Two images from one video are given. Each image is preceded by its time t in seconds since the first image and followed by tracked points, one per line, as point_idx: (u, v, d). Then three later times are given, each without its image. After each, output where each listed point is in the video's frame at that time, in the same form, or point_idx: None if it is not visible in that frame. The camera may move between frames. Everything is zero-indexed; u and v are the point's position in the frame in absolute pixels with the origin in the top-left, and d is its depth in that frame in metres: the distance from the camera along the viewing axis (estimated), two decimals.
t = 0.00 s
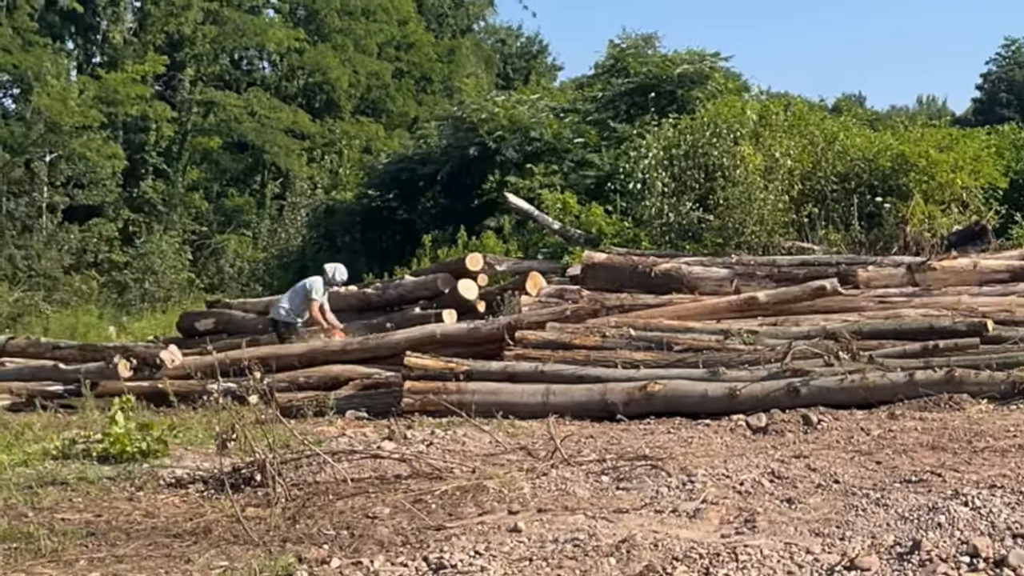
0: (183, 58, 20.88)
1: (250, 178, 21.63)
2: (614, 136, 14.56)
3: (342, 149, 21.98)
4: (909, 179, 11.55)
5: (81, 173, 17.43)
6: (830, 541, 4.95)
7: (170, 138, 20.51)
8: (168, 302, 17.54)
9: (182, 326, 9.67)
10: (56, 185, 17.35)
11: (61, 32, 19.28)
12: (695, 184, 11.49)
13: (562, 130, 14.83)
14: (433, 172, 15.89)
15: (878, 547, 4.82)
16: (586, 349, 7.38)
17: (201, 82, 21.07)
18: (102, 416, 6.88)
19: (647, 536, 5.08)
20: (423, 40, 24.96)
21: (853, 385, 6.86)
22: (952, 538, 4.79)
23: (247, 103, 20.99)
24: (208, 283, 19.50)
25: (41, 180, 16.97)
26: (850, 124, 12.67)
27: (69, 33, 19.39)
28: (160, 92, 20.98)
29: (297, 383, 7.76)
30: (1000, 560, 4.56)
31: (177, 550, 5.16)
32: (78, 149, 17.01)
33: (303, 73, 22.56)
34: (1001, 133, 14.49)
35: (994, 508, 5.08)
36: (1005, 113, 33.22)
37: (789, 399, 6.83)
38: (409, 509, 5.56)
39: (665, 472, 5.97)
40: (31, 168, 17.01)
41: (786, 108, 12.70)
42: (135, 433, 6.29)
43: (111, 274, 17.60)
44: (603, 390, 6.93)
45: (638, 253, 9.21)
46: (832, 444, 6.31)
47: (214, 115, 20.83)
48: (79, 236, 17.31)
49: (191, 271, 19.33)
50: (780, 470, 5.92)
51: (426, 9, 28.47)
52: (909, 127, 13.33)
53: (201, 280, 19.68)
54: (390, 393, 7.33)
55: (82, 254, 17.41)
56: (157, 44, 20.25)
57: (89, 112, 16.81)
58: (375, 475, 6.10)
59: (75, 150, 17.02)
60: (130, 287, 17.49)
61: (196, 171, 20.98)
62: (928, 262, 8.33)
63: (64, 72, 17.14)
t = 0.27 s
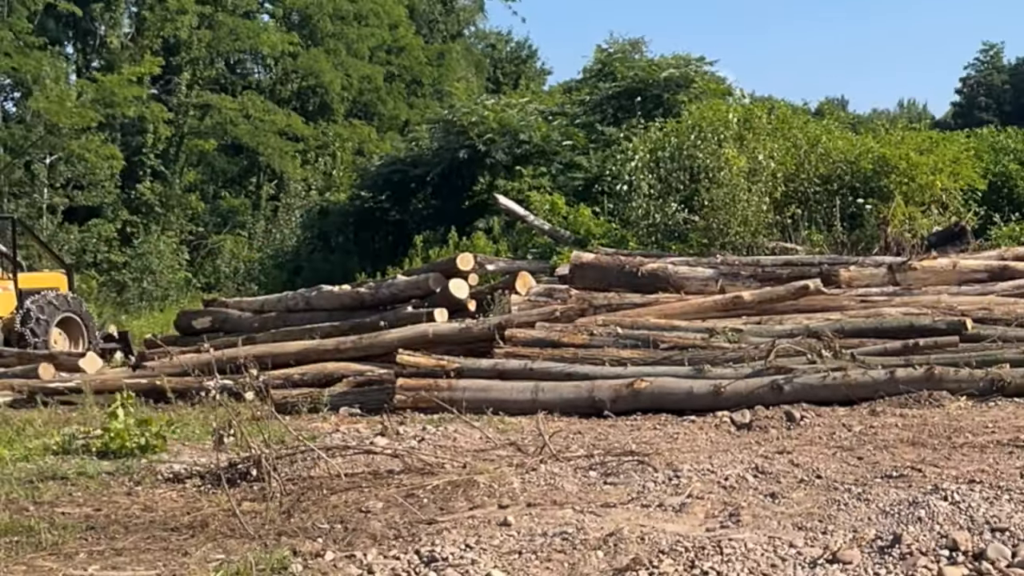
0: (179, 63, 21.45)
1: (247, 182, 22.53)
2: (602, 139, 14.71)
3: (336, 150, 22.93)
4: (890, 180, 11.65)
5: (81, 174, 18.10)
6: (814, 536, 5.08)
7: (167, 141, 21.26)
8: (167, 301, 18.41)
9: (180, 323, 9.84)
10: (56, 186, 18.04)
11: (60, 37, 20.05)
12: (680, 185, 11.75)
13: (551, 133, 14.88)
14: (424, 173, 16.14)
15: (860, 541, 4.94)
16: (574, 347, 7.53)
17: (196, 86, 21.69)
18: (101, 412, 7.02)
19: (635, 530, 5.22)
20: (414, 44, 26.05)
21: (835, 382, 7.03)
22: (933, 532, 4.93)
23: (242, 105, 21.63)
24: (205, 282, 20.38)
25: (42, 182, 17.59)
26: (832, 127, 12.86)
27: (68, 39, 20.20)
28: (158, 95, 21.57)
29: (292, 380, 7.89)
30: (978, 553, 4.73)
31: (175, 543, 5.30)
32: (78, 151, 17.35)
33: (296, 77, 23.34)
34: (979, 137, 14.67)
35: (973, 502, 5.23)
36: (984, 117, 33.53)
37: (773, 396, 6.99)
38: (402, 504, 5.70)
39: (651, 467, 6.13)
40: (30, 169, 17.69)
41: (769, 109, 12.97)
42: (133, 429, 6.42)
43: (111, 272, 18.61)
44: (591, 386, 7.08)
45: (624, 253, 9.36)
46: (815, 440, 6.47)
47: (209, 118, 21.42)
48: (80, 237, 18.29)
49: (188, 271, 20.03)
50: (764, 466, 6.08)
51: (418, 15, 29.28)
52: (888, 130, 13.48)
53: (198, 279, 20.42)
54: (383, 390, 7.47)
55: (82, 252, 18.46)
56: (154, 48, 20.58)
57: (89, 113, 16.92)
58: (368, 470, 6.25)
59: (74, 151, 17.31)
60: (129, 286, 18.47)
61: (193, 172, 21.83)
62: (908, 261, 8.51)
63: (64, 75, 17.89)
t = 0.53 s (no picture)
0: (178, 66, 21.72)
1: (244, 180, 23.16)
2: (593, 139, 14.85)
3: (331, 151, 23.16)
4: (873, 181, 11.82)
5: (80, 175, 18.40)
6: (797, 528, 5.19)
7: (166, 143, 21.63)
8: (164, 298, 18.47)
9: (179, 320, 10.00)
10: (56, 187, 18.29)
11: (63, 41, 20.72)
12: (668, 185, 11.92)
13: (542, 135, 14.97)
14: (417, 174, 16.29)
15: (842, 533, 5.05)
16: (563, 344, 7.70)
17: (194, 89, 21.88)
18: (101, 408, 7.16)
19: (622, 522, 5.35)
20: (407, 48, 26.41)
21: (818, 378, 7.20)
22: (913, 525, 5.03)
23: (239, 108, 22.06)
24: (203, 281, 20.51)
25: (43, 182, 17.89)
26: (815, 129, 13.01)
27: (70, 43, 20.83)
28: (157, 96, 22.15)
29: (288, 376, 8.05)
30: (958, 546, 4.80)
31: (173, 536, 5.43)
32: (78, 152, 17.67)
33: (292, 80, 23.51)
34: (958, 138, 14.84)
35: (952, 496, 5.36)
36: (964, 119, 33.79)
37: (757, 392, 7.15)
38: (395, 497, 5.84)
39: (638, 461, 6.29)
40: (31, 170, 17.95)
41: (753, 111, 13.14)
42: (133, 424, 6.57)
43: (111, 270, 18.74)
44: (580, 383, 7.25)
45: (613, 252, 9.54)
46: (798, 435, 6.64)
47: (208, 120, 21.82)
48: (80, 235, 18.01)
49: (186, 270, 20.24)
50: (749, 460, 6.24)
51: (410, 19, 29.98)
52: (871, 132, 13.63)
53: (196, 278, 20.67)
54: (376, 386, 7.63)
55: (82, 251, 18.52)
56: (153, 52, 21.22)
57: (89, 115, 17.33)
58: (362, 464, 6.40)
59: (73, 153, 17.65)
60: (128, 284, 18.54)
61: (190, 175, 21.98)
62: (890, 260, 8.69)
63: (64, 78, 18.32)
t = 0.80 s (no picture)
0: (174, 70, 22.06)
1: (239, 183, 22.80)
2: (578, 143, 15.01)
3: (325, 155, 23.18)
4: (854, 183, 11.97)
5: (80, 177, 18.30)
6: (781, 522, 5.34)
7: (163, 145, 21.68)
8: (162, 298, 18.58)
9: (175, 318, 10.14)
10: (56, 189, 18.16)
11: (61, 46, 21.11)
12: (651, 188, 12.01)
13: (530, 138, 15.17)
14: (408, 176, 16.41)
15: (825, 528, 5.21)
16: (552, 342, 7.87)
17: (190, 93, 22.17)
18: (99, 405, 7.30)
19: (611, 517, 5.50)
20: (400, 53, 26.79)
21: (802, 376, 7.37)
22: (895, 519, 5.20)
23: (234, 111, 21.97)
24: (200, 281, 20.35)
25: (43, 184, 17.88)
26: (798, 132, 13.13)
27: (68, 47, 21.19)
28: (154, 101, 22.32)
29: (283, 373, 8.21)
30: (939, 540, 4.97)
31: (171, 530, 5.57)
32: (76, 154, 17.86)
33: (287, 84, 23.65)
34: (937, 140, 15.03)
35: (933, 490, 5.53)
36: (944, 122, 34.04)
37: (742, 389, 7.32)
38: (388, 493, 5.99)
39: (626, 457, 6.46)
40: (32, 172, 17.97)
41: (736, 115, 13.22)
42: (131, 421, 6.71)
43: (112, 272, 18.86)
44: (568, 380, 7.41)
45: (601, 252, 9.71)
46: (782, 431, 6.81)
47: (203, 123, 21.86)
48: (78, 238, 18.40)
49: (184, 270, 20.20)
50: (734, 456, 6.40)
51: (402, 24, 30.28)
52: (853, 134, 13.78)
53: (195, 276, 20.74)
54: (369, 383, 7.78)
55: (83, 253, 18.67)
56: (149, 56, 21.49)
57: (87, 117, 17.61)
58: (355, 460, 6.55)
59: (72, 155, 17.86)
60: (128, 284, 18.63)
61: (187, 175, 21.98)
62: (872, 260, 8.88)
63: (62, 81, 18.66)
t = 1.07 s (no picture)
0: (173, 75, 23.61)
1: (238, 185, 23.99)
2: (568, 145, 15.17)
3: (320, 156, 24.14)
4: (839, 185, 12.13)
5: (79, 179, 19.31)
6: (766, 516, 5.49)
7: (162, 148, 23.39)
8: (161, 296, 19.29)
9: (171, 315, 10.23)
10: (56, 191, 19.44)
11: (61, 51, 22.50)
12: (640, 190, 12.20)
13: (520, 140, 15.45)
14: (401, 178, 16.44)
15: (809, 521, 5.36)
16: (542, 341, 8.02)
17: (188, 97, 23.65)
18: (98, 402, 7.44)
19: (599, 511, 5.65)
20: (392, 57, 27.57)
21: (786, 373, 7.53)
22: (877, 513, 5.34)
23: (232, 114, 23.46)
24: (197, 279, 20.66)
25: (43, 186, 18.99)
26: (783, 135, 13.28)
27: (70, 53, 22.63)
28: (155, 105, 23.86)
29: (278, 370, 8.33)
30: (920, 534, 5.11)
31: (169, 524, 5.71)
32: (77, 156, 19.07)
33: (282, 88, 24.89)
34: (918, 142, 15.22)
35: (915, 485, 5.68)
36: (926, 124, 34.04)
37: (727, 386, 7.49)
38: (381, 487, 6.14)
39: (614, 452, 6.61)
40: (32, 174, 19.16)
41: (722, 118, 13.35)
42: (130, 417, 6.84)
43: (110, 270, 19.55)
44: (558, 377, 7.56)
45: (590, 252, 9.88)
46: (766, 427, 6.97)
47: (202, 126, 23.33)
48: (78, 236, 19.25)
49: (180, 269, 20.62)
50: (720, 451, 6.55)
51: (395, 29, 31.44)
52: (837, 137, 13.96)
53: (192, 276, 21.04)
54: (363, 381, 7.92)
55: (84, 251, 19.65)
56: (149, 61, 23.01)
57: (87, 121, 19.02)
58: (349, 455, 6.69)
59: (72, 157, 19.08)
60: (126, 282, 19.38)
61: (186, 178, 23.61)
62: (855, 260, 9.07)
63: (65, 84, 20.10)
